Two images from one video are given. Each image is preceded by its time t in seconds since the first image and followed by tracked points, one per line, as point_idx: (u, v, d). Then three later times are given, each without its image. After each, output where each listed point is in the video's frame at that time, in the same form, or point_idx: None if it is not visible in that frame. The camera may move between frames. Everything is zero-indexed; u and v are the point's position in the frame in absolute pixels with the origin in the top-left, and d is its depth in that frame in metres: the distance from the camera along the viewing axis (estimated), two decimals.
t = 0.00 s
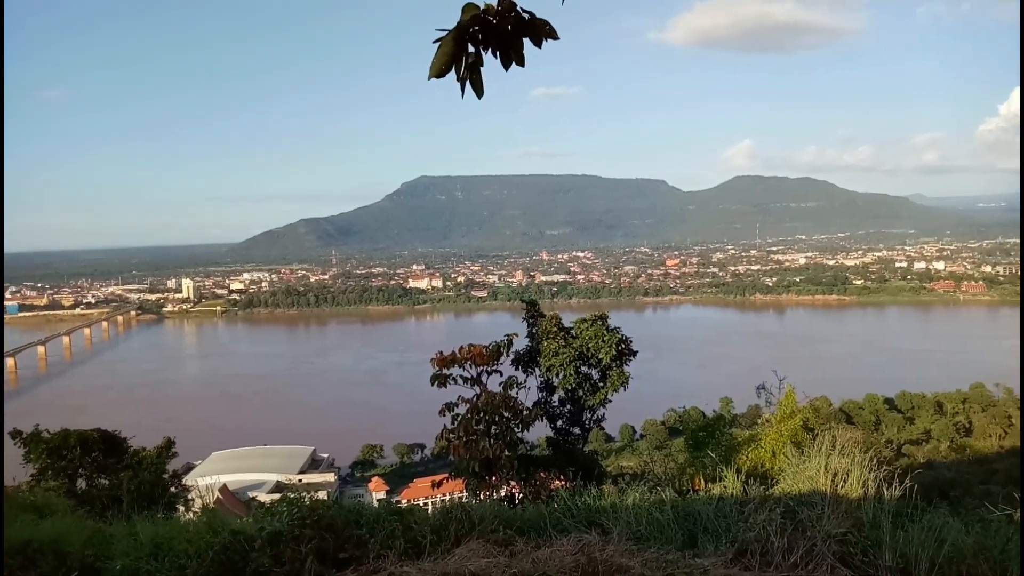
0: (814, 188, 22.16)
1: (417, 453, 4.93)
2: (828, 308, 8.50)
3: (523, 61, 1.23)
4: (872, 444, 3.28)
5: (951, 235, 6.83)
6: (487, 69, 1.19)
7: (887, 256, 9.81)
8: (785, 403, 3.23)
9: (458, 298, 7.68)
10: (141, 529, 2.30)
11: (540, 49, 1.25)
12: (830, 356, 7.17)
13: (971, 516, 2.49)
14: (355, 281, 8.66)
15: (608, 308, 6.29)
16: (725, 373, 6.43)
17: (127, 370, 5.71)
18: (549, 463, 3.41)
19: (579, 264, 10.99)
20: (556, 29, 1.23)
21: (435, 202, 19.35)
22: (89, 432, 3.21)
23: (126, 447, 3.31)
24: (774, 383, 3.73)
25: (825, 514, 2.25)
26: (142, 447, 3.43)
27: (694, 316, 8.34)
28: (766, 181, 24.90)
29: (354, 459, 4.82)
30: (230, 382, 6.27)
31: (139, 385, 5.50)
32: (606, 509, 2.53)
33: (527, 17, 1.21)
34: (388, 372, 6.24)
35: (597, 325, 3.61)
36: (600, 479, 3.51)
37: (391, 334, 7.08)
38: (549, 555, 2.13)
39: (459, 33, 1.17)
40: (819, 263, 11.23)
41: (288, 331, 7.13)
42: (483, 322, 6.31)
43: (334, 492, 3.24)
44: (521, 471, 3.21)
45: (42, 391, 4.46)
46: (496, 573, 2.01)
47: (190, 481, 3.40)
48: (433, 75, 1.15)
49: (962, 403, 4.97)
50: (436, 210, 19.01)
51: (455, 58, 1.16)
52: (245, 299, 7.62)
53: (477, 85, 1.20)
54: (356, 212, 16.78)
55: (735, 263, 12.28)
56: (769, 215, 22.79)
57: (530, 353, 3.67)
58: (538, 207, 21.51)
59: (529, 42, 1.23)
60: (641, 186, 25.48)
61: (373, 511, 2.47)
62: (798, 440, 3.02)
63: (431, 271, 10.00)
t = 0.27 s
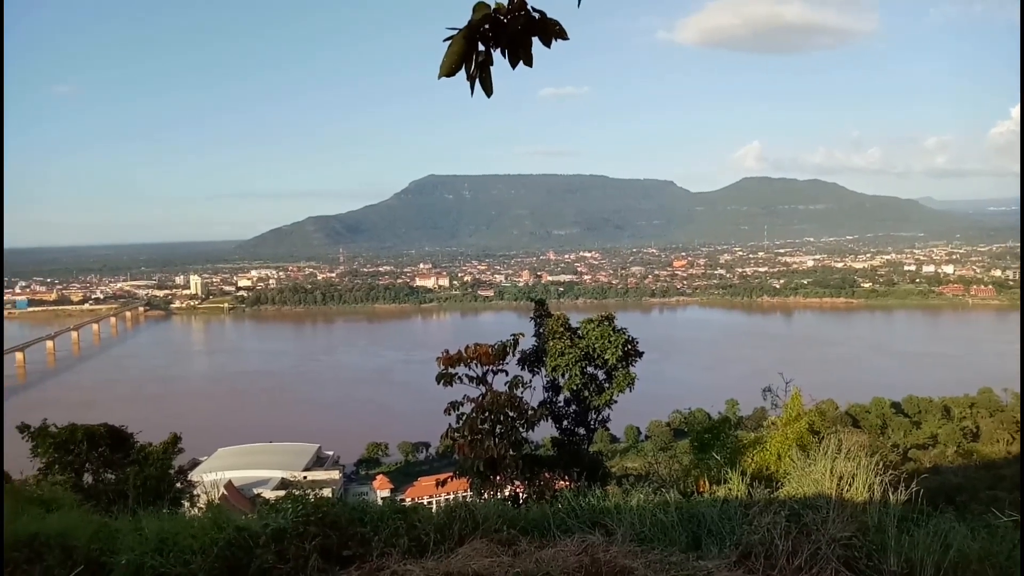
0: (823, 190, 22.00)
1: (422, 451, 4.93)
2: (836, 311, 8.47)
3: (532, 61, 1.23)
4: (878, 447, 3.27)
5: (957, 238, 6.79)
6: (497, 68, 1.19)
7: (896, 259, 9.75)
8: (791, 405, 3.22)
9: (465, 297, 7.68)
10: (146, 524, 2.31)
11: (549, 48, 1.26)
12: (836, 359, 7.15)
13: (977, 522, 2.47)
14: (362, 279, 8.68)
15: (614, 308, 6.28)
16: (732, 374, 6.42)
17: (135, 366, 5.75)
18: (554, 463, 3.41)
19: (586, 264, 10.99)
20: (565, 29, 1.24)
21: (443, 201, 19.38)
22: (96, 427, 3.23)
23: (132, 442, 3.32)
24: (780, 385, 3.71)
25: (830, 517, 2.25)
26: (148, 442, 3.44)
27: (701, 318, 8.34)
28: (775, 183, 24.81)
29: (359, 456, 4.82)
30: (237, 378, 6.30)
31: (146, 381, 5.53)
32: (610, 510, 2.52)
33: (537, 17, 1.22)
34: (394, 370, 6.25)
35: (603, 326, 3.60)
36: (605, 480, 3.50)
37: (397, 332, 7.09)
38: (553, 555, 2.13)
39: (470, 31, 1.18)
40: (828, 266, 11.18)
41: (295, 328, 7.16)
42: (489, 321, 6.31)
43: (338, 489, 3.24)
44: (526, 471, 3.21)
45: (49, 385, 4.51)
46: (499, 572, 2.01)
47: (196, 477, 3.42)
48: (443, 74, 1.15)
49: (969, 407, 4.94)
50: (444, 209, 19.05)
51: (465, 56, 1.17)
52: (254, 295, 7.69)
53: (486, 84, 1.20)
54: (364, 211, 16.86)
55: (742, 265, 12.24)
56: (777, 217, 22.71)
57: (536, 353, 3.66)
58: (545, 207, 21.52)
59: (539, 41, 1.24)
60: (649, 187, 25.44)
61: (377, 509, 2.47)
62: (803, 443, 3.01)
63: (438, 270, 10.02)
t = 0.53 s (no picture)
0: (832, 195, 21.86)
1: (428, 453, 4.93)
2: (845, 316, 8.44)
3: (543, 63, 1.23)
4: (887, 454, 3.24)
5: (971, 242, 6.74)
6: (507, 70, 1.19)
7: (905, 264, 9.71)
8: (799, 411, 3.21)
9: (472, 300, 7.68)
10: (153, 524, 2.31)
11: (560, 50, 1.25)
12: (844, 365, 7.12)
13: (986, 530, 2.45)
14: (370, 281, 8.70)
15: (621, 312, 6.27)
16: (739, 379, 6.42)
17: (143, 366, 5.78)
18: (560, 466, 3.41)
19: (593, 268, 10.99)
20: (576, 31, 1.23)
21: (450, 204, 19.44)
22: (104, 427, 3.25)
23: (140, 442, 3.34)
24: (788, 391, 3.70)
25: (838, 524, 2.23)
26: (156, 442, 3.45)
27: (708, 322, 8.34)
28: (783, 188, 24.74)
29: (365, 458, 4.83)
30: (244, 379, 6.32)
31: (154, 380, 5.56)
32: (616, 514, 2.52)
33: (548, 19, 1.21)
34: (401, 372, 6.26)
35: (610, 329, 3.60)
36: (611, 484, 3.49)
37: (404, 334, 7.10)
38: (559, 559, 2.12)
39: (480, 35, 1.17)
40: (836, 271, 11.14)
41: (303, 329, 7.18)
42: (496, 324, 6.31)
43: (344, 491, 3.25)
44: (532, 474, 3.21)
45: (58, 386, 4.58)
46: None
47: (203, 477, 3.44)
48: (453, 76, 1.15)
49: (979, 414, 4.91)
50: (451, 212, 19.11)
51: (475, 59, 1.17)
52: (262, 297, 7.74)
53: (497, 86, 1.20)
54: (371, 213, 16.97)
55: (750, 269, 12.22)
56: (785, 221, 22.65)
57: (543, 356, 3.66)
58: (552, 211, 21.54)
59: (549, 43, 1.23)
60: (657, 191, 25.42)
61: (383, 511, 2.47)
62: (811, 449, 3.00)
63: (445, 272, 10.04)
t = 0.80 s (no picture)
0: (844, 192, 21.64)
1: (440, 453, 4.94)
2: (858, 314, 8.38)
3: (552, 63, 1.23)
4: (902, 453, 3.22)
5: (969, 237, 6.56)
6: (516, 71, 1.19)
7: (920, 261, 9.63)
8: (813, 410, 3.19)
9: (483, 300, 7.69)
10: (168, 524, 2.33)
11: (569, 51, 1.25)
12: (858, 363, 7.06)
13: (1003, 530, 2.43)
14: (381, 282, 8.73)
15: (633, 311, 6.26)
16: (752, 377, 6.39)
17: (158, 367, 5.82)
18: (572, 466, 3.40)
19: (604, 267, 10.97)
20: (585, 31, 1.23)
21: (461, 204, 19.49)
22: (120, 428, 3.27)
23: (155, 443, 3.36)
24: (802, 389, 3.67)
25: (852, 523, 2.22)
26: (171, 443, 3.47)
27: (720, 321, 8.31)
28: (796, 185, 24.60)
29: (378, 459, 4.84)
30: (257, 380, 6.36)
31: (169, 382, 5.61)
32: (629, 514, 2.51)
33: (557, 19, 1.21)
34: (413, 373, 6.27)
35: (622, 329, 3.58)
36: (623, 484, 3.48)
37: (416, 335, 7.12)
38: (571, 559, 2.12)
39: (489, 35, 1.18)
40: (849, 268, 11.07)
41: (315, 330, 7.22)
42: (508, 324, 6.31)
43: (357, 491, 3.26)
44: (544, 474, 3.21)
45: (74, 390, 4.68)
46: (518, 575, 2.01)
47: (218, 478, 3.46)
48: (462, 77, 1.15)
49: (996, 413, 4.85)
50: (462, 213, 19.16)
51: (484, 59, 1.16)
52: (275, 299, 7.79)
53: (505, 87, 1.20)
54: (383, 215, 17.06)
55: (762, 267, 12.17)
56: (798, 219, 22.51)
57: (554, 356, 3.66)
58: (563, 210, 21.54)
59: (558, 43, 1.23)
60: (668, 189, 25.36)
61: (396, 511, 2.47)
62: (825, 448, 2.98)
63: (457, 273, 10.06)
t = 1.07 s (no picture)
0: (859, 188, 21.41)
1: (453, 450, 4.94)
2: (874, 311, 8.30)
3: (562, 60, 1.22)
4: (918, 452, 3.18)
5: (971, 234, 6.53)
6: (526, 68, 1.18)
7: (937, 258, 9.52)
8: (827, 408, 3.16)
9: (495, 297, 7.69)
10: (184, 520, 2.35)
11: (580, 48, 1.25)
12: (873, 361, 7.00)
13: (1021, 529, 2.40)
14: (394, 280, 8.75)
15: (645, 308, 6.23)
16: (766, 375, 6.35)
17: (173, 364, 5.88)
18: (584, 464, 3.40)
19: (617, 264, 10.95)
20: (596, 28, 1.23)
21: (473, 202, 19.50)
22: (136, 425, 3.30)
23: (170, 439, 3.38)
24: (816, 387, 3.65)
25: (868, 522, 2.20)
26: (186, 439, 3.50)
27: (733, 318, 8.28)
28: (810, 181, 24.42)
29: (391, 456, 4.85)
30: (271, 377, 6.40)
31: (184, 379, 5.67)
32: (641, 512, 2.50)
33: (568, 16, 1.21)
34: (426, 370, 6.29)
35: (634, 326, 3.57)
36: (636, 482, 3.47)
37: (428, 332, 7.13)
38: (584, 556, 2.12)
39: (500, 32, 1.17)
40: (865, 265, 10.97)
41: (328, 328, 7.25)
42: (520, 322, 6.31)
43: (370, 488, 3.27)
44: (556, 471, 3.21)
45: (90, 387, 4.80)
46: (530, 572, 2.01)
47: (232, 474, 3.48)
48: (473, 73, 1.15)
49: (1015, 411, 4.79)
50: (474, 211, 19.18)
51: (496, 56, 1.16)
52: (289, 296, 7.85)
53: (516, 84, 1.19)
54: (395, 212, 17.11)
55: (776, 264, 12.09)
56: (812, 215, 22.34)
57: (567, 354, 3.65)
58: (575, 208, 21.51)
59: (569, 41, 1.23)
60: (681, 186, 25.25)
61: (409, 508, 2.48)
62: (839, 446, 2.96)
63: (469, 270, 10.07)
